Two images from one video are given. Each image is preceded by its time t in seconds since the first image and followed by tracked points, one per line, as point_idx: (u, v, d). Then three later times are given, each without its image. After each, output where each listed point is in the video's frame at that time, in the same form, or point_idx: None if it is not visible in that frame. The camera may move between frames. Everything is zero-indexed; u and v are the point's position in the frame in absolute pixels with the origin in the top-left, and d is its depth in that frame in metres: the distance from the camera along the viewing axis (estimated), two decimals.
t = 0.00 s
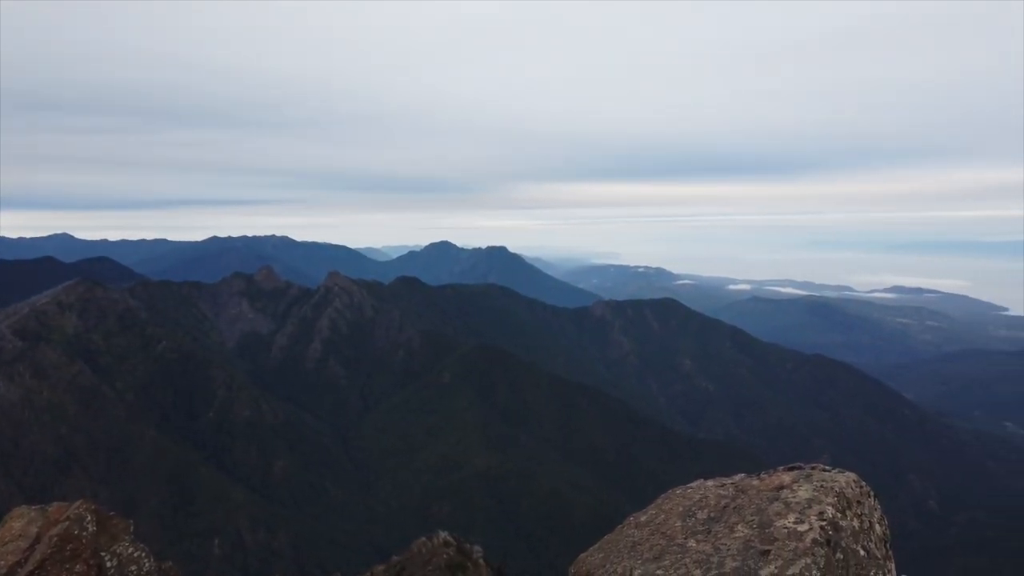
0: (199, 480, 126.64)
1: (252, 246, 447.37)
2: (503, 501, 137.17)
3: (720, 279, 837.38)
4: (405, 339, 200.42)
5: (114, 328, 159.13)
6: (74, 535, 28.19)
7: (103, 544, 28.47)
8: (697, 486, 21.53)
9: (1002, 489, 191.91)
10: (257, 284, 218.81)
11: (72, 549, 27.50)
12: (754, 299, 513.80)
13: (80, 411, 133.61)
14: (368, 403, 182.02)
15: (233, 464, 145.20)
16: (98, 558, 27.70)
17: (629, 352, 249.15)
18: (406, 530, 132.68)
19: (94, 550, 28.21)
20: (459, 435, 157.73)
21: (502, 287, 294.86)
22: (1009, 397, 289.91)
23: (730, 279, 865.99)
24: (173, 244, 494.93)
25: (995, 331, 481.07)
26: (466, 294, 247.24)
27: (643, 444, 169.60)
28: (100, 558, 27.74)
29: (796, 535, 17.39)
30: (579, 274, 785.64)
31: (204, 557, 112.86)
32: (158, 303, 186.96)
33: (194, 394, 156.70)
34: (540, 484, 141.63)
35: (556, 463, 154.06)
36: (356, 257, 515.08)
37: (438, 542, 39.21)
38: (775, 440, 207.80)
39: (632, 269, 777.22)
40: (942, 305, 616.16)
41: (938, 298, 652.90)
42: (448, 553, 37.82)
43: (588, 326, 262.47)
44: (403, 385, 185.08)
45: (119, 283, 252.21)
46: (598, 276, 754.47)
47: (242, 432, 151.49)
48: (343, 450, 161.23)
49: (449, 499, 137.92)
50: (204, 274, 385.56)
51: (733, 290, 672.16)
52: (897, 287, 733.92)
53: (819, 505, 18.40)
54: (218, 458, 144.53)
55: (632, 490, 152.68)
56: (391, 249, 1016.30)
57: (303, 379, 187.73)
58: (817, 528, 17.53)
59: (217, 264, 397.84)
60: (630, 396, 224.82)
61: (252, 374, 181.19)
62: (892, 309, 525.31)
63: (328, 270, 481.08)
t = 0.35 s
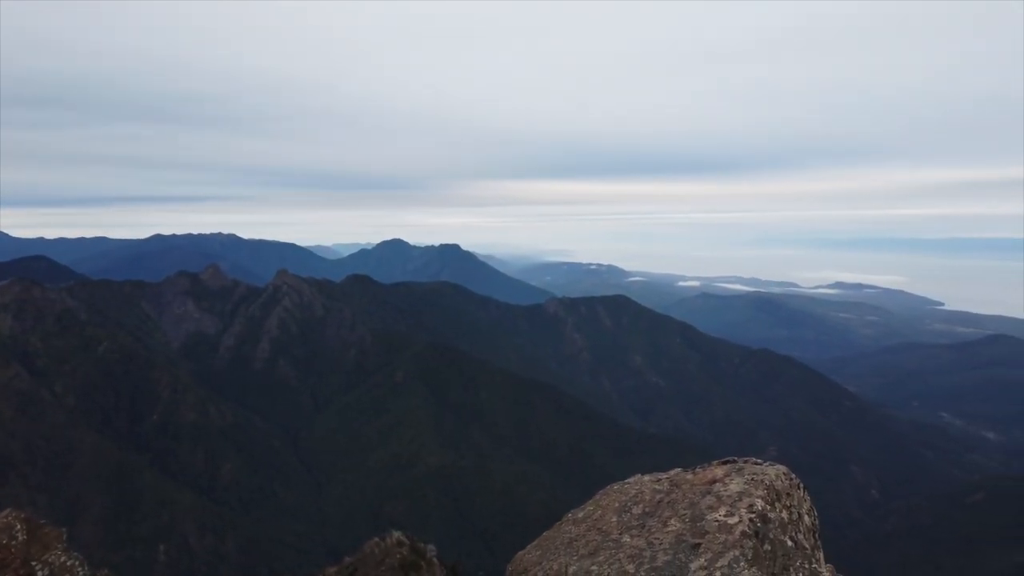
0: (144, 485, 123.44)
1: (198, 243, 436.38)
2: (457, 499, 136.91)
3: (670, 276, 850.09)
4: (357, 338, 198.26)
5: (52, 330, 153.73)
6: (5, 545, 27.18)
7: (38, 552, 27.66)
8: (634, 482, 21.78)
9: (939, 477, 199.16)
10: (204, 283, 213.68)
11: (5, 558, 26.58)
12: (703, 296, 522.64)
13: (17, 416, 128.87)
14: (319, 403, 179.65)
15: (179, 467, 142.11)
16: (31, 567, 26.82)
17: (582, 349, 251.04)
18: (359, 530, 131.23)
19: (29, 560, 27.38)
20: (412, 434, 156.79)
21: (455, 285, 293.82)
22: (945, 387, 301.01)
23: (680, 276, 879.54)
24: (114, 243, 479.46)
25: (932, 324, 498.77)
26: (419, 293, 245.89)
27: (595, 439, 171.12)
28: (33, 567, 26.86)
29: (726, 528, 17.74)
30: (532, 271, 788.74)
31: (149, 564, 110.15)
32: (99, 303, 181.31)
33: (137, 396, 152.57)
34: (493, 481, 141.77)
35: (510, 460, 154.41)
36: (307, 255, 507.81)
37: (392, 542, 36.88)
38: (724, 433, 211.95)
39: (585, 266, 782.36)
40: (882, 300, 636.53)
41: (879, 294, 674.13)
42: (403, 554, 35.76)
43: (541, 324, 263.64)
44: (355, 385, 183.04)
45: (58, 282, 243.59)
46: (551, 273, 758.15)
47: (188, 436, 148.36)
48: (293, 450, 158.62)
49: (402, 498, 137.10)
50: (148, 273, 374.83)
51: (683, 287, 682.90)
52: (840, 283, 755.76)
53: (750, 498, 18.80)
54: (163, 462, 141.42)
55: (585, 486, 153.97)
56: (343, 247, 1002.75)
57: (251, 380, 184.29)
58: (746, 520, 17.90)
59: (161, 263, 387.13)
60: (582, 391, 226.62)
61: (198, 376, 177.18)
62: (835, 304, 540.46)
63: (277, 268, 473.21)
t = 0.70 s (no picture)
0: (78, 493, 119.28)
1: (135, 242, 422.95)
2: (405, 499, 136.02)
3: (616, 275, 860.39)
4: (302, 339, 194.99)
5: None
6: None
7: None
8: (566, 481, 21.94)
9: (872, 468, 206.67)
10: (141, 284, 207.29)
11: None
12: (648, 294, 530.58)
13: None
14: (262, 406, 176.09)
15: (115, 474, 137.69)
16: None
17: (529, 347, 252.09)
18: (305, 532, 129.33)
19: None
20: (358, 436, 155.05)
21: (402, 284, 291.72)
22: (878, 381, 312.39)
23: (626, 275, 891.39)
24: (44, 243, 460.79)
25: (865, 321, 516.83)
26: (365, 293, 243.47)
27: (543, 437, 172.10)
28: None
29: (653, 524, 18.05)
30: (480, 270, 788.88)
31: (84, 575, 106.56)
32: (28, 305, 174.31)
33: (70, 402, 147.33)
34: (441, 482, 141.25)
35: (458, 460, 154.02)
36: (249, 255, 497.70)
37: (338, 544, 33.30)
38: (668, 429, 215.81)
39: (532, 265, 785.68)
40: (818, 297, 656.50)
41: (816, 291, 695.17)
42: (350, 559, 32.15)
43: (488, 323, 263.79)
44: (300, 387, 180.02)
45: None
46: (498, 272, 759.13)
47: (125, 441, 143.95)
48: (236, 454, 155.18)
49: (349, 501, 135.46)
50: (81, 274, 361.57)
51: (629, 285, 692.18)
52: (780, 281, 776.71)
53: (676, 494, 19.15)
54: (98, 470, 136.84)
55: (533, 484, 154.58)
56: (287, 246, 984.18)
57: (191, 384, 179.54)
58: (672, 516, 18.24)
59: (96, 263, 373.93)
60: (530, 390, 227.66)
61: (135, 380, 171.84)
62: (774, 302, 555.27)
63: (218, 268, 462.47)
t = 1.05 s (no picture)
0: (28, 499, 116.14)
1: (84, 241, 411.24)
2: (368, 501, 135.09)
3: (577, 273, 864.86)
4: (260, 339, 191.97)
5: None
6: None
7: None
8: (514, 477, 21.90)
9: (827, 460, 211.40)
10: (92, 285, 201.95)
11: None
12: (609, 291, 534.35)
13: None
14: (220, 408, 173.03)
15: (67, 480, 134.17)
16: None
17: (491, 346, 252.08)
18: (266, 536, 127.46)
19: None
20: (320, 436, 153.44)
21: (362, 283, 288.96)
22: (833, 375, 319.56)
23: (588, 272, 897.79)
24: None
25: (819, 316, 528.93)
26: (325, 292, 240.88)
27: (506, 435, 172.17)
28: None
29: (595, 518, 18.18)
30: (442, 269, 786.94)
31: None
32: None
33: (19, 407, 143.42)
34: (404, 482, 140.45)
35: (421, 459, 153.34)
36: (206, 254, 488.43)
37: (300, 547, 31.31)
38: (630, 424, 217.84)
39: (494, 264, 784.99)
40: (775, 293, 669.38)
41: (773, 288, 709.00)
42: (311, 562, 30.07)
43: (450, 322, 263.14)
44: (259, 387, 177.34)
45: None
46: (461, 270, 758.31)
47: (77, 446, 140.50)
48: (193, 457, 152.24)
49: (310, 502, 133.93)
50: (27, 275, 350.17)
51: (591, 283, 696.95)
52: (737, 278, 789.49)
53: (619, 488, 19.30)
54: (50, 476, 133.25)
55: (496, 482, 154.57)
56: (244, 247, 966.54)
57: (146, 387, 175.62)
58: (614, 509, 18.38)
59: (44, 263, 362.62)
60: (492, 387, 227.51)
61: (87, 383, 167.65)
62: (732, 299, 563.95)
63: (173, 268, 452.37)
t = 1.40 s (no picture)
0: None
1: (38, 241, 400.48)
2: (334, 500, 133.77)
3: (542, 271, 866.85)
4: (222, 339, 189.14)
5: None
6: None
7: None
8: (466, 475, 21.91)
9: (789, 454, 215.26)
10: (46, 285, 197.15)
11: None
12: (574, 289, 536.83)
13: None
14: (181, 409, 170.16)
15: (21, 486, 131.16)
16: None
17: (458, 345, 251.63)
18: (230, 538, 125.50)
19: None
20: (284, 437, 151.84)
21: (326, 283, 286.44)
22: (794, 370, 325.19)
23: (554, 271, 900.47)
24: None
25: (780, 312, 537.83)
26: (288, 291, 237.86)
27: (472, 433, 171.92)
28: None
29: (543, 514, 18.29)
30: (406, 268, 782.42)
31: None
32: None
33: None
34: (370, 481, 139.52)
35: (387, 458, 152.42)
36: (165, 254, 478.99)
37: (263, 550, 30.19)
38: (596, 421, 219.19)
39: (460, 263, 782.91)
40: (738, 291, 678.66)
41: (735, 285, 718.64)
42: (275, 564, 29.04)
43: (416, 320, 262.13)
44: (221, 388, 174.79)
45: None
46: (427, 269, 754.80)
47: (32, 450, 137.43)
48: (154, 461, 149.21)
49: (274, 503, 132.43)
50: None
51: (556, 281, 699.22)
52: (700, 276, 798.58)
53: (569, 483, 19.41)
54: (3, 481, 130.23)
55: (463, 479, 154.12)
56: (205, 246, 948.57)
57: (104, 389, 172.07)
58: (562, 505, 18.50)
59: None
60: (459, 385, 227.14)
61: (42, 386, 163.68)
62: (695, 296, 570.39)
63: (131, 268, 442.71)
